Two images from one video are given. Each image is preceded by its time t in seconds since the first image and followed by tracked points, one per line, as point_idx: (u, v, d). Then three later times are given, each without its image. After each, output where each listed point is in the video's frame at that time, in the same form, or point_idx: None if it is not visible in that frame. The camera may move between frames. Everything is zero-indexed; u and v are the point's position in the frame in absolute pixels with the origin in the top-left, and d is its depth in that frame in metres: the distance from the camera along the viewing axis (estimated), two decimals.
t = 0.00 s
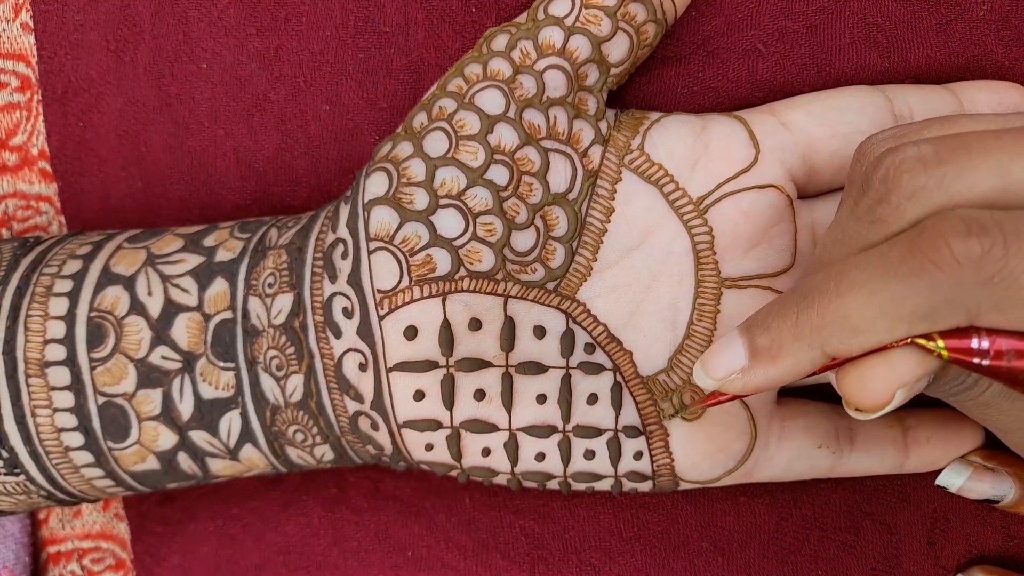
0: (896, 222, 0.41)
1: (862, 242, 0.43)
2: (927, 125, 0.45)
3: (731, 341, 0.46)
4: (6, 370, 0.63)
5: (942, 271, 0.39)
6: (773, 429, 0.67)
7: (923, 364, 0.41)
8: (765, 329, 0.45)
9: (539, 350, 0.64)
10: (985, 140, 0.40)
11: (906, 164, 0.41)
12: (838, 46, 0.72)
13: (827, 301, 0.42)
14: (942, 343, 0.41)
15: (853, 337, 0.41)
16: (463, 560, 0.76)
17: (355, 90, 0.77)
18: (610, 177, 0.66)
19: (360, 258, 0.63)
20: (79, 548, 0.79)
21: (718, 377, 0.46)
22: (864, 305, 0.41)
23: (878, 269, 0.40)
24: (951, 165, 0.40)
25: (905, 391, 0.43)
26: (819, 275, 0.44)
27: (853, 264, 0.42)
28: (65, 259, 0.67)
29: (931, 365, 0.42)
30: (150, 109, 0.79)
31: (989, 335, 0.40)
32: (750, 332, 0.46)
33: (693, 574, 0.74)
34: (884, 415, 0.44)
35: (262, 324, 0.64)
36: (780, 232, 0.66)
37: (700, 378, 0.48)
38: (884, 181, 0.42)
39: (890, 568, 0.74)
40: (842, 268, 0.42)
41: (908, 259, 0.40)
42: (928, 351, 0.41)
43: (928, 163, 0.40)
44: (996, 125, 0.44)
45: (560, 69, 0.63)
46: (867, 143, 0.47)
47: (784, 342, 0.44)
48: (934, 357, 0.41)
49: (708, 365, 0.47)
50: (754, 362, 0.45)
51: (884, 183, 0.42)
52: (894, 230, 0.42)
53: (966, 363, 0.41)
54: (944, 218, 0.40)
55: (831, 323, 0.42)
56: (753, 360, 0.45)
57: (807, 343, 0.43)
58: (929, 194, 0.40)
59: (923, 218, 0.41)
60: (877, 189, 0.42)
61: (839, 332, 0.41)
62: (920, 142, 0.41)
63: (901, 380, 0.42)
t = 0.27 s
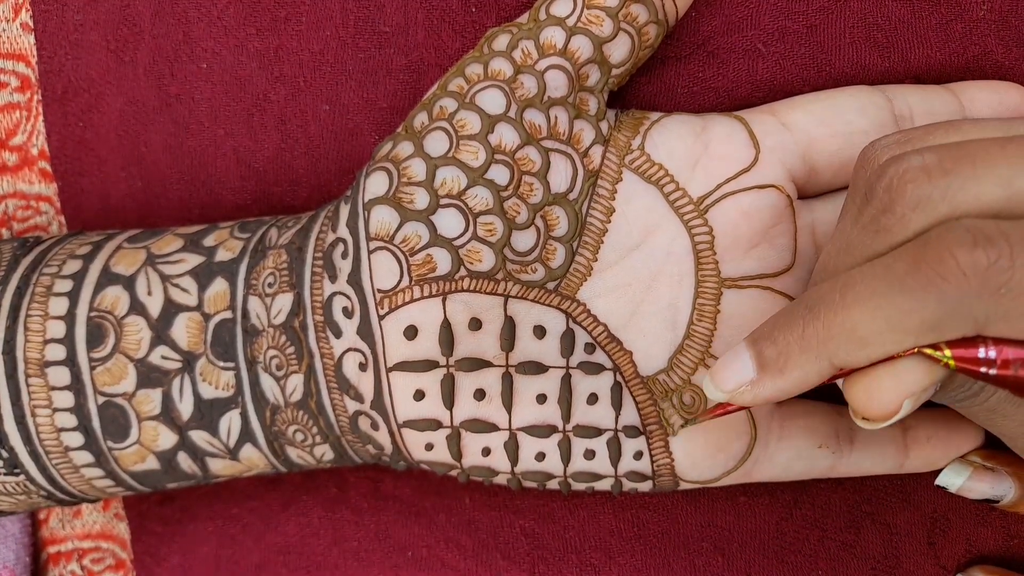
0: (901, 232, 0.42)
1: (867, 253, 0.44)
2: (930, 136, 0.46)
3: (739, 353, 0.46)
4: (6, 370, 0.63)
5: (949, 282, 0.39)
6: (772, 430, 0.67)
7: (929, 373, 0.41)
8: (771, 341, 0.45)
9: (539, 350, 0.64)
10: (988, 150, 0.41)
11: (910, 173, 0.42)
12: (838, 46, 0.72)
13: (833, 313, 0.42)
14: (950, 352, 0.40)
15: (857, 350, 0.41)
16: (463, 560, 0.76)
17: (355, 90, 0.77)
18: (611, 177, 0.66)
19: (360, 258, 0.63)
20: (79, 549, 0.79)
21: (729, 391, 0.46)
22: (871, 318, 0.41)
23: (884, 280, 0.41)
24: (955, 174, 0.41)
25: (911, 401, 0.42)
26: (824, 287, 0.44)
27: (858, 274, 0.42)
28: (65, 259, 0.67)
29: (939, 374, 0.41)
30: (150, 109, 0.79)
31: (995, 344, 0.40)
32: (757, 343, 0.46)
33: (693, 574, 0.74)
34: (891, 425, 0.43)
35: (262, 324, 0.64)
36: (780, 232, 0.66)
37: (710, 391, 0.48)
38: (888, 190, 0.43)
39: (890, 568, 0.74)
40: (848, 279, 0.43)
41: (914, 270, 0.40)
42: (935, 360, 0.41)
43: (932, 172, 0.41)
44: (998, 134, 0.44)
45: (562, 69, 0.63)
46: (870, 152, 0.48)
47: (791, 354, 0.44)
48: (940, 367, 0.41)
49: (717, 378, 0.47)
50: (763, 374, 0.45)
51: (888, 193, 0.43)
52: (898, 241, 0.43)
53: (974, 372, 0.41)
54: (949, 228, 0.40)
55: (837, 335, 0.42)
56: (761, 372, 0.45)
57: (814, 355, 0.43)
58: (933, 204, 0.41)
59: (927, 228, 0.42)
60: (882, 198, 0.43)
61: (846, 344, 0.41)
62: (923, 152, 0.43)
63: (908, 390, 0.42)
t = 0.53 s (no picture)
0: (917, 244, 0.42)
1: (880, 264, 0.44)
2: (939, 142, 0.46)
3: (755, 368, 0.46)
4: (6, 369, 0.63)
5: (965, 296, 0.40)
6: (773, 431, 0.67)
7: (945, 386, 0.42)
8: (787, 356, 0.45)
9: (541, 350, 0.64)
10: (1002, 159, 0.41)
11: (925, 184, 0.41)
12: (839, 46, 0.72)
13: (850, 327, 0.42)
14: (965, 366, 0.41)
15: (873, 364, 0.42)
16: (463, 560, 0.76)
17: (355, 90, 0.77)
18: (613, 178, 0.66)
19: (362, 258, 0.63)
20: (79, 549, 0.79)
21: (746, 406, 0.46)
22: (888, 333, 0.41)
23: (902, 294, 0.41)
24: (971, 186, 0.41)
25: (928, 413, 0.43)
26: (838, 300, 0.44)
27: (875, 288, 0.42)
28: (65, 259, 0.67)
29: (954, 386, 0.42)
30: (150, 109, 0.79)
31: (1012, 356, 0.40)
32: (773, 359, 0.45)
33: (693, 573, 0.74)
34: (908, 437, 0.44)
35: (264, 323, 0.64)
36: (782, 235, 0.66)
37: (727, 406, 0.47)
38: (902, 202, 0.42)
39: (889, 568, 0.74)
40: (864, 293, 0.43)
41: (931, 284, 0.40)
42: (952, 373, 0.41)
43: (948, 183, 0.41)
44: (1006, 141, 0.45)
45: (565, 70, 0.64)
46: (880, 158, 0.47)
47: (809, 370, 0.44)
48: (957, 379, 0.42)
49: (734, 394, 0.46)
50: (780, 390, 0.45)
51: (903, 204, 0.42)
52: (914, 253, 0.42)
53: (990, 384, 0.41)
54: (965, 241, 0.41)
55: (855, 351, 0.42)
56: (778, 388, 0.45)
57: (831, 371, 0.43)
58: (950, 216, 0.41)
59: (943, 240, 0.41)
60: (895, 209, 0.43)
61: (863, 358, 0.42)
62: (937, 161, 0.42)
63: (925, 404, 0.42)
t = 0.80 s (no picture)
0: (927, 226, 0.41)
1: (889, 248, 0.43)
2: (948, 128, 0.45)
3: (763, 350, 0.45)
4: (6, 370, 0.63)
5: (977, 276, 0.39)
6: (773, 430, 0.67)
7: (956, 368, 0.40)
8: (797, 338, 0.44)
9: (541, 350, 0.64)
10: (1013, 142, 0.40)
11: (935, 166, 0.41)
12: (839, 46, 0.72)
13: (860, 307, 0.42)
14: (976, 346, 0.39)
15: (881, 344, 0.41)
16: (463, 560, 0.76)
17: (355, 90, 0.77)
18: (613, 178, 0.66)
19: (362, 258, 0.63)
20: (79, 549, 0.79)
21: (754, 386, 0.45)
22: (899, 313, 0.40)
23: (912, 275, 0.40)
24: (982, 168, 0.40)
25: (939, 396, 0.42)
26: (848, 282, 0.43)
27: (886, 270, 0.41)
28: (65, 259, 0.67)
29: (966, 367, 0.41)
30: (150, 109, 0.79)
31: None
32: (782, 340, 0.45)
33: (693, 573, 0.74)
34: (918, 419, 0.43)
35: (263, 324, 0.64)
36: (781, 234, 0.66)
37: (734, 388, 0.46)
38: (913, 184, 0.42)
39: (890, 568, 0.74)
40: (874, 275, 0.42)
41: (941, 265, 0.39)
42: (962, 355, 0.40)
43: (958, 165, 0.40)
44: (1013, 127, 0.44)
45: (565, 70, 0.64)
46: (887, 148, 0.47)
47: (819, 350, 0.43)
48: (968, 361, 0.40)
49: (742, 374, 0.45)
50: (789, 371, 0.44)
51: (914, 187, 0.42)
52: (924, 235, 0.42)
53: (1003, 367, 0.39)
54: (976, 223, 0.40)
55: (866, 330, 0.41)
56: (787, 369, 0.44)
57: (841, 350, 0.42)
58: (960, 198, 0.40)
59: (953, 222, 0.41)
60: (905, 192, 0.42)
61: (874, 339, 0.41)
62: (947, 144, 0.41)
63: (935, 384, 0.41)
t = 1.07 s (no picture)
0: (948, 216, 0.41)
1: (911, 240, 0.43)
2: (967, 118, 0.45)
3: (786, 343, 0.45)
4: (6, 369, 0.63)
5: (999, 265, 0.38)
6: (775, 429, 0.67)
7: (977, 355, 0.40)
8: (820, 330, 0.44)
9: (542, 350, 0.64)
10: None
11: (955, 157, 0.40)
12: (839, 46, 0.72)
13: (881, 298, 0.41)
14: (998, 335, 0.39)
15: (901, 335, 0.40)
16: (464, 560, 0.76)
17: (355, 90, 0.77)
18: (615, 177, 0.66)
19: (363, 257, 0.62)
20: (78, 549, 0.79)
21: (777, 379, 0.45)
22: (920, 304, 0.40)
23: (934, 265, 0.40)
24: (1004, 158, 0.39)
25: (960, 381, 0.41)
26: (870, 274, 0.43)
27: (906, 261, 0.41)
28: (66, 259, 0.67)
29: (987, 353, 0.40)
30: (150, 109, 0.79)
31: None
32: (804, 332, 0.45)
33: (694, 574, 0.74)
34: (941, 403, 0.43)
35: (264, 323, 0.64)
36: (783, 233, 0.66)
37: (757, 380, 0.47)
38: (933, 175, 0.41)
39: (890, 568, 0.74)
40: (896, 266, 0.42)
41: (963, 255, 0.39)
42: (982, 343, 0.39)
43: (979, 155, 0.40)
44: None
45: (566, 69, 0.64)
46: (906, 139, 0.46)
47: (841, 342, 0.43)
48: (989, 348, 0.40)
49: (765, 367, 0.46)
50: (812, 363, 0.44)
51: (934, 177, 0.41)
52: (945, 226, 0.41)
53: None
54: (998, 212, 0.39)
55: (887, 321, 0.41)
56: (810, 361, 0.44)
57: (863, 341, 0.42)
58: (981, 188, 0.39)
59: (974, 212, 0.40)
60: (925, 183, 0.42)
61: (896, 330, 0.40)
62: (967, 134, 0.41)
63: (956, 372, 0.41)
